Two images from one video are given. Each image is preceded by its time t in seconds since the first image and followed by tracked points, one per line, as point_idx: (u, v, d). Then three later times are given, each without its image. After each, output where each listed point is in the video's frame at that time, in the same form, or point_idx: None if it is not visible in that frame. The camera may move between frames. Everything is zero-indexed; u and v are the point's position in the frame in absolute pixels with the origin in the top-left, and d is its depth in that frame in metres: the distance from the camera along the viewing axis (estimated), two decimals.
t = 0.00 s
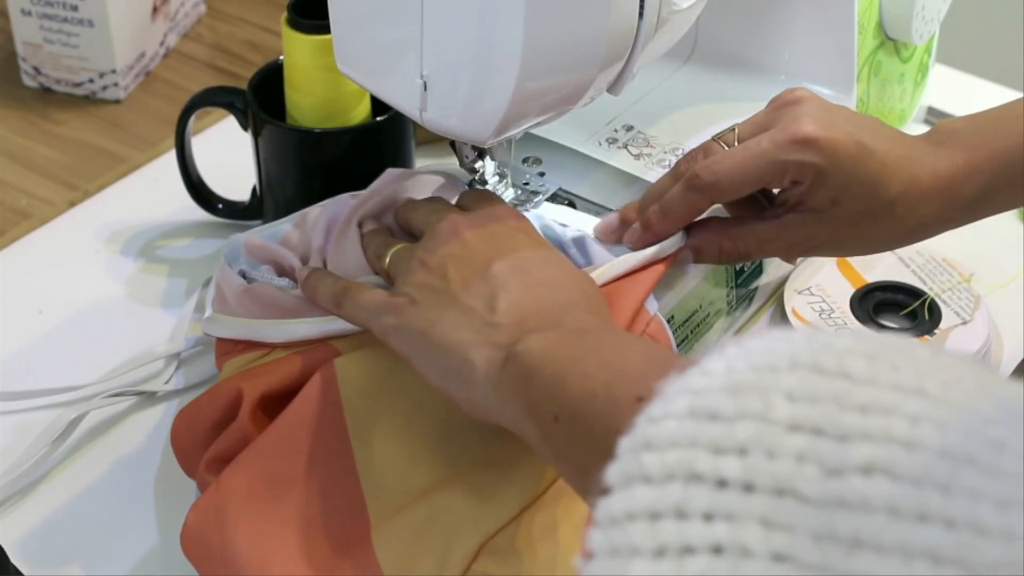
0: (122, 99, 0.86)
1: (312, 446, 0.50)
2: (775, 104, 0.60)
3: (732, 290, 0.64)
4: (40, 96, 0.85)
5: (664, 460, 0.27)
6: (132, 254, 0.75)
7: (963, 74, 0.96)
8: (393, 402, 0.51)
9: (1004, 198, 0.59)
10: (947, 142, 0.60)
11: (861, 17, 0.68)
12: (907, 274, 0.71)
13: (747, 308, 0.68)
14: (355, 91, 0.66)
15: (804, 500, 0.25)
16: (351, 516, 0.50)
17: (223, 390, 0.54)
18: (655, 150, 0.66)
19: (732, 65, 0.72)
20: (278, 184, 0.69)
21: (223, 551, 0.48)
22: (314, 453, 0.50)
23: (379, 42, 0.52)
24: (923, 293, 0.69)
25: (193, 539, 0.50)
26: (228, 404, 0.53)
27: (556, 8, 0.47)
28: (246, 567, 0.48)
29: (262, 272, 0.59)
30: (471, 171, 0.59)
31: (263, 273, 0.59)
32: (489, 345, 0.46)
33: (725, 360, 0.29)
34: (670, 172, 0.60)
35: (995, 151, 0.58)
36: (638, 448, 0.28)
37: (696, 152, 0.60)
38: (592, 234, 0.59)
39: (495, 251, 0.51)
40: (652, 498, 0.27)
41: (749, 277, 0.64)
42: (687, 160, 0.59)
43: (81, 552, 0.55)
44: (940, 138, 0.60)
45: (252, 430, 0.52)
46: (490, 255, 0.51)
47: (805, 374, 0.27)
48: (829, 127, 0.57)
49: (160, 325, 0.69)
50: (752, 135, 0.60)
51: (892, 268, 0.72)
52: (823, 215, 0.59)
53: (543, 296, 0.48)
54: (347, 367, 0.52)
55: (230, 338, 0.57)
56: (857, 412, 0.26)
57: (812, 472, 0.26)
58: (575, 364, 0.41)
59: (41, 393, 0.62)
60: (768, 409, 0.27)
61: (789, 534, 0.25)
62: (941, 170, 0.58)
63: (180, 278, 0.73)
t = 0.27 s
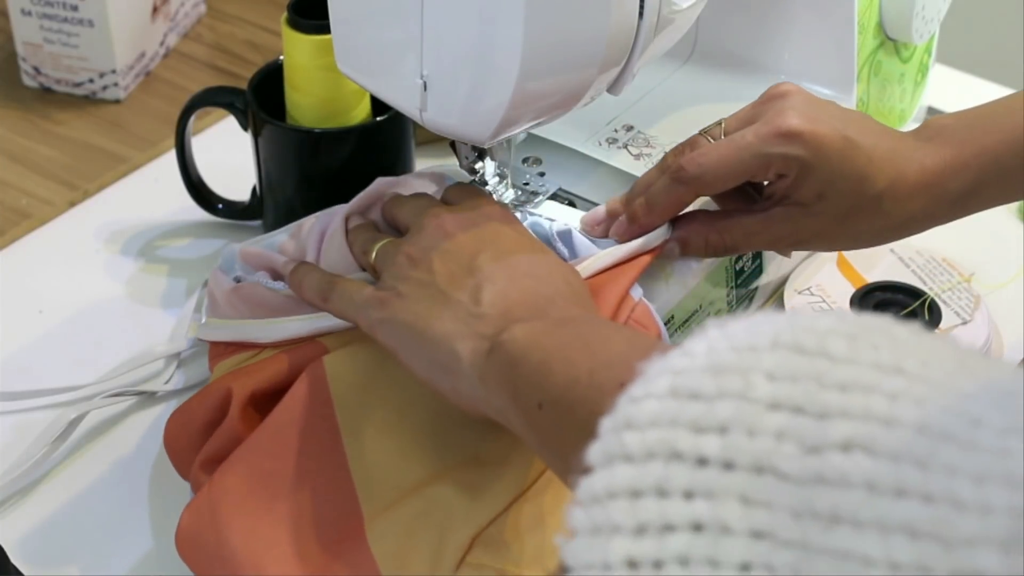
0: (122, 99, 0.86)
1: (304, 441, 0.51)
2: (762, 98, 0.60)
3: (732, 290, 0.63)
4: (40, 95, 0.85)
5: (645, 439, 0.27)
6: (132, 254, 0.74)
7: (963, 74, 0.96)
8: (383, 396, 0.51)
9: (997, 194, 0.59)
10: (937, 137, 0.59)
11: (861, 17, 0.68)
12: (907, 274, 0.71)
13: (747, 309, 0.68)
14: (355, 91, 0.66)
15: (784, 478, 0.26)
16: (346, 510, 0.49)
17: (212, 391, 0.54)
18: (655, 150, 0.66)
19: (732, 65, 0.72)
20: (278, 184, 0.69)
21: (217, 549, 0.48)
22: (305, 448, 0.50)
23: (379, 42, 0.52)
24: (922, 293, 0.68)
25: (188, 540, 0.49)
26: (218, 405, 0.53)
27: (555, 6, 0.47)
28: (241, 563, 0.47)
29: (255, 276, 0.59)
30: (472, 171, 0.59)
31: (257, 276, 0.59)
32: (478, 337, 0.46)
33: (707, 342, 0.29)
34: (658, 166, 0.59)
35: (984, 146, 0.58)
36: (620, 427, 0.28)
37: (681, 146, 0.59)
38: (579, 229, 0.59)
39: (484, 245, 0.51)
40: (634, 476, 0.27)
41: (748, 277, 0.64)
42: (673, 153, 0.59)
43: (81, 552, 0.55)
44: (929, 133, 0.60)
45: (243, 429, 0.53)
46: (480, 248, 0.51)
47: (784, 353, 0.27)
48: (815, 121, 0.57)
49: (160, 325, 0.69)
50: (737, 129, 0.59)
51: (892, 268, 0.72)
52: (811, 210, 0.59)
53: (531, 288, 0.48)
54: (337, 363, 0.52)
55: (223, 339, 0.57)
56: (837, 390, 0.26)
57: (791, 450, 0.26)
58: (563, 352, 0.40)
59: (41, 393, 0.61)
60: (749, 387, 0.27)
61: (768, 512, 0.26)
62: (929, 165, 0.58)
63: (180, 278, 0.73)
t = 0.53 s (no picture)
0: (122, 99, 0.86)
1: (298, 439, 0.51)
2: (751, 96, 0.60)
3: (732, 291, 0.64)
4: (40, 95, 0.85)
5: (634, 425, 0.29)
6: (132, 254, 0.75)
7: (964, 74, 0.96)
8: (375, 394, 0.52)
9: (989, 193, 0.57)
10: (928, 134, 0.58)
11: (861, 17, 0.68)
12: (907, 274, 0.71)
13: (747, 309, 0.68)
14: (355, 91, 0.66)
15: (771, 462, 0.27)
16: (340, 506, 0.49)
17: (204, 392, 0.54)
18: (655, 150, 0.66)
19: (732, 66, 0.72)
20: (278, 184, 0.69)
21: (212, 548, 0.48)
22: (299, 445, 0.51)
23: (379, 42, 0.52)
24: (923, 293, 0.67)
25: (183, 541, 0.49)
26: (210, 405, 0.54)
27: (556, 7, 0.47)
28: (235, 560, 0.47)
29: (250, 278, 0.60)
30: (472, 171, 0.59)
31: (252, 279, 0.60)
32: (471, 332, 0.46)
33: (695, 329, 0.30)
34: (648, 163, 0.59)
35: (975, 143, 0.56)
36: (608, 414, 0.29)
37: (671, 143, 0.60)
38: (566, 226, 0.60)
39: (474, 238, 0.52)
40: (622, 462, 0.28)
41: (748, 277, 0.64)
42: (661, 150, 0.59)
43: (81, 552, 0.55)
44: (920, 131, 0.59)
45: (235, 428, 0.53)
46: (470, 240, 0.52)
47: (769, 340, 0.29)
48: (803, 118, 0.57)
49: (160, 325, 0.69)
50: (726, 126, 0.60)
51: (892, 269, 0.72)
52: (800, 206, 0.59)
53: (519, 283, 0.48)
54: (329, 361, 0.52)
55: (216, 341, 0.57)
56: (824, 375, 0.28)
57: (779, 435, 0.27)
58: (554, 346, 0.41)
59: (41, 393, 0.61)
60: (737, 373, 0.28)
61: (756, 496, 0.27)
62: (919, 163, 0.58)
63: (181, 278, 0.73)
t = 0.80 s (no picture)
0: (122, 99, 0.86)
1: (293, 439, 0.50)
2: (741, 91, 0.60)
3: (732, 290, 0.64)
4: (40, 96, 0.85)
5: (630, 418, 0.28)
6: (132, 254, 0.74)
7: (964, 74, 0.96)
8: (368, 391, 0.51)
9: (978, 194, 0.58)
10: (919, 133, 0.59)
11: (861, 17, 0.67)
12: (907, 274, 0.71)
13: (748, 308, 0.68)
14: (355, 91, 0.66)
15: (766, 454, 0.27)
16: (337, 505, 0.49)
17: (199, 394, 0.54)
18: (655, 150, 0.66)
19: (732, 66, 0.72)
20: (278, 184, 0.69)
21: (211, 551, 0.48)
22: (294, 445, 0.50)
23: (379, 42, 0.52)
24: (923, 293, 0.68)
25: (181, 544, 0.49)
26: (206, 407, 0.54)
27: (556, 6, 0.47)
28: (234, 563, 0.48)
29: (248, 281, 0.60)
30: (472, 171, 0.59)
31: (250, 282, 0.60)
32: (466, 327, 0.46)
33: (690, 322, 0.30)
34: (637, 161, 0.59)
35: (967, 142, 0.57)
36: (604, 406, 0.29)
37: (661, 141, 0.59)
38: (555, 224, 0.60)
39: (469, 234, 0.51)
40: (619, 455, 0.28)
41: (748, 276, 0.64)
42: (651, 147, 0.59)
43: (81, 553, 0.55)
44: (915, 130, 0.59)
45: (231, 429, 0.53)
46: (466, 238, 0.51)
47: (765, 332, 0.28)
48: (792, 115, 0.57)
49: (160, 325, 0.69)
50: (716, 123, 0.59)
51: (892, 269, 0.72)
52: (792, 204, 0.59)
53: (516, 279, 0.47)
54: (323, 360, 0.52)
55: (210, 344, 0.57)
56: (819, 366, 0.27)
57: (774, 427, 0.27)
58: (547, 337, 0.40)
59: (41, 393, 0.61)
60: (732, 365, 0.28)
61: (751, 488, 0.26)
62: (910, 161, 0.58)
63: (180, 278, 0.73)
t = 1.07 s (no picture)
0: (122, 99, 0.86)
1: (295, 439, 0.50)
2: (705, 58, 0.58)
3: (732, 290, 0.64)
4: (40, 96, 0.85)
5: (654, 474, 0.26)
6: (132, 254, 0.74)
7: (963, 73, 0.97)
8: (373, 391, 0.51)
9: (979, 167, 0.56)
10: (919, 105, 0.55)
11: (861, 17, 0.68)
12: (908, 275, 0.71)
13: (747, 308, 0.68)
14: (355, 91, 0.67)
15: (797, 512, 0.25)
16: (340, 506, 0.49)
17: (201, 393, 0.54)
18: (655, 151, 0.66)
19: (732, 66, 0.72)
20: (278, 184, 0.69)
21: (212, 552, 0.48)
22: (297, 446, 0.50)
23: (379, 43, 0.52)
24: (922, 293, 0.69)
25: (182, 545, 0.49)
26: (208, 406, 0.53)
27: (556, 7, 0.47)
28: (235, 565, 0.48)
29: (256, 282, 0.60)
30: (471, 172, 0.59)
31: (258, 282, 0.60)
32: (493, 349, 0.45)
33: (712, 366, 0.27)
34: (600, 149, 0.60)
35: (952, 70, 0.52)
36: (629, 461, 0.27)
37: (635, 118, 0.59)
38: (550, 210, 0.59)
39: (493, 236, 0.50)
40: (646, 513, 0.26)
41: (748, 276, 0.64)
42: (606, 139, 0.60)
43: (82, 553, 0.55)
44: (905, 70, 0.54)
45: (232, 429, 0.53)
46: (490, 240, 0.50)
47: (793, 381, 0.26)
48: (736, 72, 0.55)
49: (159, 325, 0.69)
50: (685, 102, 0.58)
51: (893, 269, 0.72)
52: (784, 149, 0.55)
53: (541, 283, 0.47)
54: (326, 361, 0.51)
55: (212, 343, 0.58)
56: (847, 419, 0.25)
57: (804, 484, 0.25)
58: (575, 363, 0.40)
59: (41, 393, 0.61)
60: (757, 417, 0.26)
61: (782, 547, 0.24)
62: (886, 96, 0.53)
63: (180, 278, 0.73)
